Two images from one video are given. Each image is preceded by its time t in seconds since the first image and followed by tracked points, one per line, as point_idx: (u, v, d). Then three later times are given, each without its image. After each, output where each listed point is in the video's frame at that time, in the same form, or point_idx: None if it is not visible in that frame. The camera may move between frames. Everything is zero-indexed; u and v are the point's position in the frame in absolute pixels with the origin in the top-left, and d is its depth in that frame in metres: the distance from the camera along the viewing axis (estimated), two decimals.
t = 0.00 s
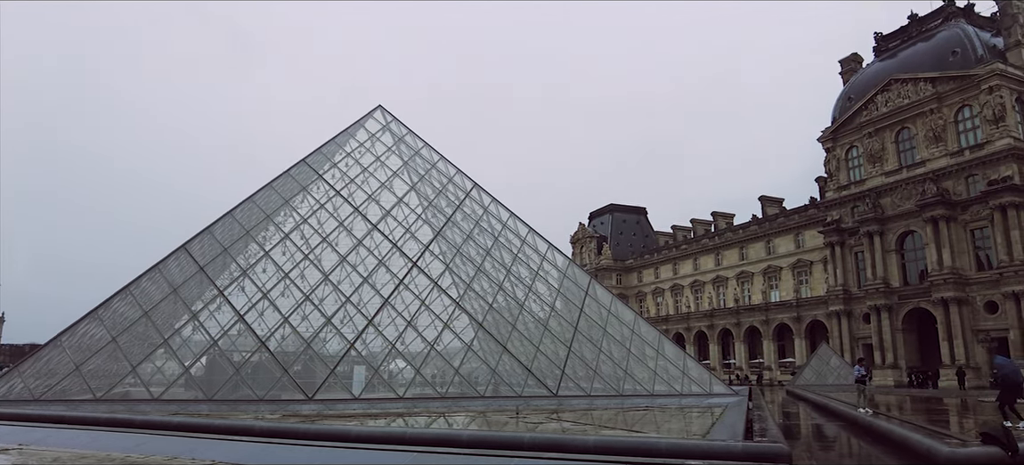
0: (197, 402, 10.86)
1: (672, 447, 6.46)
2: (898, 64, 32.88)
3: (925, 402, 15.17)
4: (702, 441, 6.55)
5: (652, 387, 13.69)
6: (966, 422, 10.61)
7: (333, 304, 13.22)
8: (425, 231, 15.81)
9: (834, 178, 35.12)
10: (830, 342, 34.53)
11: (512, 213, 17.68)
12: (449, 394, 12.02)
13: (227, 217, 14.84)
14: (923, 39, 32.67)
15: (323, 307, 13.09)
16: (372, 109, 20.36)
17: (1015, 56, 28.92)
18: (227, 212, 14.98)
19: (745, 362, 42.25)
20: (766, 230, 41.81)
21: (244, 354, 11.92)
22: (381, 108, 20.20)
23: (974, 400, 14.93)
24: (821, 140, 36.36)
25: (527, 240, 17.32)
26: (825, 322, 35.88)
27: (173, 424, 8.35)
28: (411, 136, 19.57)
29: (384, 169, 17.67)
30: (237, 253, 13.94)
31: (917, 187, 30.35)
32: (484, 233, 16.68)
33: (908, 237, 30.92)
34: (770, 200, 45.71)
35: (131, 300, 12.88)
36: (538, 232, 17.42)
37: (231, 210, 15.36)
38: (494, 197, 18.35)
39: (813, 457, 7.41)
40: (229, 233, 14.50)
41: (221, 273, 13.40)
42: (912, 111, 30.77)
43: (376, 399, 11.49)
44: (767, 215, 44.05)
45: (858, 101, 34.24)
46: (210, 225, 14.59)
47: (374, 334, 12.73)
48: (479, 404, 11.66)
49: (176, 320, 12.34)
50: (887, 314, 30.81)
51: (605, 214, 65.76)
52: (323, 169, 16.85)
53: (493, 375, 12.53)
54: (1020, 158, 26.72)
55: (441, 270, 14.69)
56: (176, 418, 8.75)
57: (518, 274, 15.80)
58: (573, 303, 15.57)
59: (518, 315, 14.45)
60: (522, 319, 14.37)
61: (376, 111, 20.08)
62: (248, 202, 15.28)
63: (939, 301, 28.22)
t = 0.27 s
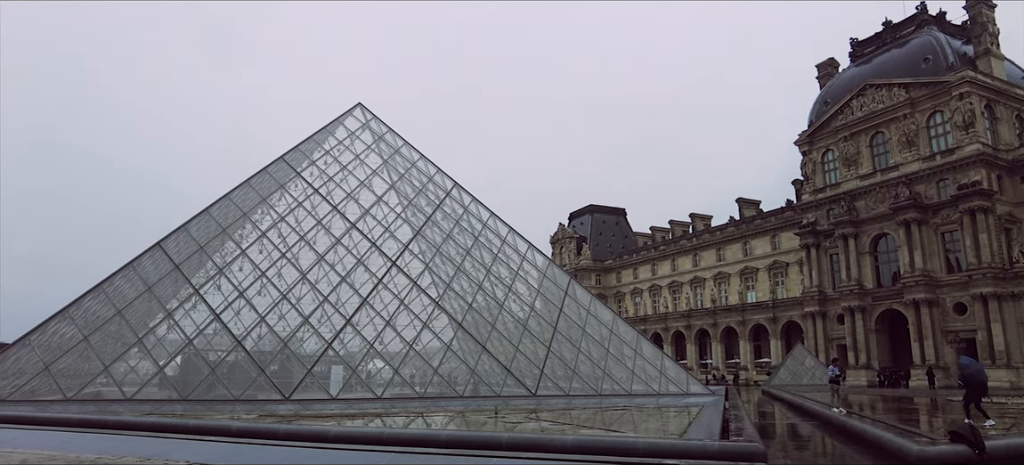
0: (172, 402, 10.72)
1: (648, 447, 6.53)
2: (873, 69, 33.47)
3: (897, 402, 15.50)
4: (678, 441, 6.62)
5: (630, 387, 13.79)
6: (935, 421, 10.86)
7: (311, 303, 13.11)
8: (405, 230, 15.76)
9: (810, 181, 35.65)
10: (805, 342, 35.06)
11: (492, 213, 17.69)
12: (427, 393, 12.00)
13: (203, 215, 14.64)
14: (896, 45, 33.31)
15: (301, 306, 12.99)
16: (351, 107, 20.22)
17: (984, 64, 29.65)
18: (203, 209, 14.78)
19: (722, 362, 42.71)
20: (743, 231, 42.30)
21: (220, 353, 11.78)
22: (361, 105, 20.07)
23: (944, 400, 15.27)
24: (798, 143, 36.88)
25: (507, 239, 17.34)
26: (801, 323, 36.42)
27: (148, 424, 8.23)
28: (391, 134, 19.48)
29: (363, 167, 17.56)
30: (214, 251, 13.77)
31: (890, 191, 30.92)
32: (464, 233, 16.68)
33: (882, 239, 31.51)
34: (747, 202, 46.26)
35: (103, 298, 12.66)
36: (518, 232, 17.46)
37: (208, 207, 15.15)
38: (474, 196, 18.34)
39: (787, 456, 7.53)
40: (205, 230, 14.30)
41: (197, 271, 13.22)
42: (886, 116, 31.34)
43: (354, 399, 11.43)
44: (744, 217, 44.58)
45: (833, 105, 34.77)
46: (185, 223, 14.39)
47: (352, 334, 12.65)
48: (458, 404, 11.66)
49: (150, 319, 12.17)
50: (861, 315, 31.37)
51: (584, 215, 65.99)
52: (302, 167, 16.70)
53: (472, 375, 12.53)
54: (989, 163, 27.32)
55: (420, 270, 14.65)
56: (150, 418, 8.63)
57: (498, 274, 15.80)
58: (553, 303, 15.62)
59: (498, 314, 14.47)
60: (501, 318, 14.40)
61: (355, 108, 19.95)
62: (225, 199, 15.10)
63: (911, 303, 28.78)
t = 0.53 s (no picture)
0: (145, 403, 10.56)
1: (626, 446, 6.58)
2: (849, 74, 34.03)
3: (868, 401, 15.79)
4: (656, 440, 6.67)
5: (608, 387, 13.86)
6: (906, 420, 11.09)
7: (288, 302, 12.98)
8: (384, 229, 15.67)
9: (786, 183, 36.15)
10: (781, 343, 35.54)
11: (472, 213, 17.67)
12: (406, 393, 11.94)
13: (178, 212, 14.43)
14: (871, 51, 33.91)
15: (278, 305, 12.85)
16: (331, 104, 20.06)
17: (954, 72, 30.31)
18: (179, 206, 14.56)
19: (699, 362, 43.12)
20: (720, 233, 42.74)
21: (195, 353, 11.63)
22: (340, 103, 19.92)
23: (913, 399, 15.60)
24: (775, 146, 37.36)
25: (487, 239, 17.33)
26: (776, 323, 36.92)
27: (120, 424, 8.09)
28: (371, 132, 19.36)
29: (342, 165, 17.43)
30: (189, 249, 13.57)
31: (865, 194, 31.46)
32: (443, 232, 16.63)
33: (856, 242, 32.07)
34: (725, 204, 46.77)
35: (75, 296, 12.43)
36: (498, 231, 17.46)
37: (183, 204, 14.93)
38: (454, 196, 18.30)
39: (762, 455, 7.64)
40: (181, 227, 14.10)
41: (172, 269, 13.02)
42: (861, 121, 31.90)
43: (332, 399, 11.34)
44: (722, 218, 45.05)
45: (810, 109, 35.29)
46: (160, 220, 14.16)
47: (330, 333, 12.55)
48: (436, 404, 11.62)
49: (123, 318, 11.97)
50: (835, 316, 31.88)
51: (564, 215, 66.16)
52: (280, 165, 16.53)
53: (451, 375, 12.50)
54: (959, 168, 27.92)
55: (400, 269, 14.58)
56: (122, 418, 8.49)
57: (478, 274, 15.78)
58: (533, 303, 15.64)
59: (477, 314, 14.46)
60: (480, 318, 14.38)
61: (335, 106, 19.79)
62: (201, 196, 14.89)
63: (883, 304, 29.31)
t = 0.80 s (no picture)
0: (118, 403, 10.38)
1: (604, 445, 6.62)
2: (825, 79, 34.56)
3: (841, 400, 16.04)
4: (634, 440, 6.72)
5: (587, 386, 13.91)
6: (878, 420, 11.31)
7: (265, 301, 12.83)
8: (363, 228, 15.56)
9: (763, 186, 36.58)
10: (757, 343, 35.97)
11: (452, 212, 17.62)
12: (384, 394, 11.85)
13: (153, 209, 14.18)
14: (847, 56, 34.48)
15: (254, 304, 12.69)
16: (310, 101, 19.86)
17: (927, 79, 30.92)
18: (153, 203, 14.31)
19: (677, 362, 43.49)
20: (698, 234, 43.13)
21: (169, 352, 11.45)
22: (319, 100, 19.73)
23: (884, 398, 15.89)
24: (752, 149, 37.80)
25: (467, 239, 17.30)
26: (753, 324, 37.36)
27: (92, 425, 7.93)
28: (350, 130, 19.21)
29: (321, 163, 17.27)
30: (164, 246, 13.35)
31: (840, 197, 32.01)
32: (423, 231, 16.56)
33: (831, 244, 32.59)
34: (703, 205, 47.21)
35: (45, 294, 12.17)
36: (478, 231, 17.44)
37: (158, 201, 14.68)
38: (434, 195, 18.23)
39: (738, 454, 7.73)
40: (156, 225, 13.86)
41: (146, 267, 12.80)
42: (837, 125, 32.42)
43: (309, 399, 11.23)
44: (700, 220, 45.47)
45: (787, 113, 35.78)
46: (135, 217, 13.90)
47: (307, 333, 12.42)
48: (415, 404, 11.57)
49: (95, 317, 11.75)
50: (810, 317, 32.34)
51: (544, 215, 66.27)
52: (257, 162, 16.33)
53: (430, 375, 12.45)
54: (931, 172, 28.51)
55: (378, 269, 14.49)
56: (94, 419, 8.34)
57: (457, 273, 15.75)
58: (512, 303, 15.64)
59: (457, 314, 14.42)
60: (460, 318, 14.35)
61: (314, 103, 19.60)
62: (176, 193, 14.66)
63: (857, 305, 29.82)
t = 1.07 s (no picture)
0: (89, 403, 10.20)
1: (582, 445, 6.64)
2: (802, 83, 35.07)
3: (816, 400, 16.27)
4: (612, 439, 6.75)
5: (566, 386, 13.94)
6: (851, 419, 11.50)
7: (241, 300, 12.66)
8: (341, 226, 15.43)
9: (740, 188, 36.99)
10: (733, 343, 36.38)
11: (432, 212, 17.56)
12: (362, 394, 11.76)
13: (127, 206, 13.93)
14: (824, 61, 35.03)
15: (230, 303, 12.53)
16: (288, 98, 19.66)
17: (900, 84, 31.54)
18: (128, 200, 14.06)
19: (654, 362, 43.82)
20: (676, 235, 43.49)
21: (143, 351, 11.27)
22: (298, 97, 19.54)
23: (857, 398, 16.15)
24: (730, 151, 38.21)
25: (447, 238, 17.25)
26: (729, 325, 37.78)
27: (64, 426, 7.78)
28: (329, 128, 19.04)
29: (299, 161, 17.10)
30: (138, 244, 13.12)
31: (816, 200, 32.52)
32: (403, 230, 16.48)
33: (807, 246, 33.08)
34: (681, 207, 47.62)
35: (15, 292, 11.92)
36: (458, 231, 17.40)
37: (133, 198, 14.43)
38: (414, 194, 18.15)
39: (715, 454, 7.80)
40: (130, 222, 13.62)
41: (119, 265, 12.58)
42: (813, 129, 32.92)
43: (285, 399, 11.12)
44: (678, 221, 45.85)
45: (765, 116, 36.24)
46: (108, 213, 13.65)
47: (284, 332, 12.28)
48: (393, 404, 11.51)
49: (66, 316, 11.54)
50: (786, 318, 32.78)
51: (524, 216, 66.35)
52: (234, 159, 16.13)
53: (408, 375, 12.38)
54: (904, 176, 29.08)
55: (357, 268, 14.38)
56: (65, 419, 8.18)
57: (437, 273, 15.69)
58: (492, 303, 15.63)
59: (436, 314, 14.37)
60: (439, 318, 14.29)
61: (293, 100, 19.41)
62: (151, 190, 14.41)
63: (832, 306, 30.29)
